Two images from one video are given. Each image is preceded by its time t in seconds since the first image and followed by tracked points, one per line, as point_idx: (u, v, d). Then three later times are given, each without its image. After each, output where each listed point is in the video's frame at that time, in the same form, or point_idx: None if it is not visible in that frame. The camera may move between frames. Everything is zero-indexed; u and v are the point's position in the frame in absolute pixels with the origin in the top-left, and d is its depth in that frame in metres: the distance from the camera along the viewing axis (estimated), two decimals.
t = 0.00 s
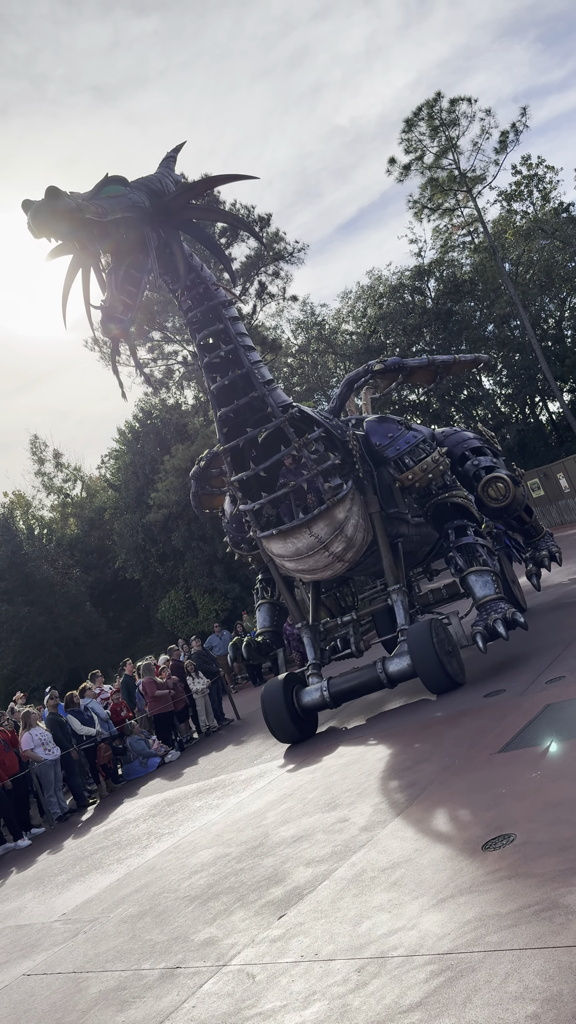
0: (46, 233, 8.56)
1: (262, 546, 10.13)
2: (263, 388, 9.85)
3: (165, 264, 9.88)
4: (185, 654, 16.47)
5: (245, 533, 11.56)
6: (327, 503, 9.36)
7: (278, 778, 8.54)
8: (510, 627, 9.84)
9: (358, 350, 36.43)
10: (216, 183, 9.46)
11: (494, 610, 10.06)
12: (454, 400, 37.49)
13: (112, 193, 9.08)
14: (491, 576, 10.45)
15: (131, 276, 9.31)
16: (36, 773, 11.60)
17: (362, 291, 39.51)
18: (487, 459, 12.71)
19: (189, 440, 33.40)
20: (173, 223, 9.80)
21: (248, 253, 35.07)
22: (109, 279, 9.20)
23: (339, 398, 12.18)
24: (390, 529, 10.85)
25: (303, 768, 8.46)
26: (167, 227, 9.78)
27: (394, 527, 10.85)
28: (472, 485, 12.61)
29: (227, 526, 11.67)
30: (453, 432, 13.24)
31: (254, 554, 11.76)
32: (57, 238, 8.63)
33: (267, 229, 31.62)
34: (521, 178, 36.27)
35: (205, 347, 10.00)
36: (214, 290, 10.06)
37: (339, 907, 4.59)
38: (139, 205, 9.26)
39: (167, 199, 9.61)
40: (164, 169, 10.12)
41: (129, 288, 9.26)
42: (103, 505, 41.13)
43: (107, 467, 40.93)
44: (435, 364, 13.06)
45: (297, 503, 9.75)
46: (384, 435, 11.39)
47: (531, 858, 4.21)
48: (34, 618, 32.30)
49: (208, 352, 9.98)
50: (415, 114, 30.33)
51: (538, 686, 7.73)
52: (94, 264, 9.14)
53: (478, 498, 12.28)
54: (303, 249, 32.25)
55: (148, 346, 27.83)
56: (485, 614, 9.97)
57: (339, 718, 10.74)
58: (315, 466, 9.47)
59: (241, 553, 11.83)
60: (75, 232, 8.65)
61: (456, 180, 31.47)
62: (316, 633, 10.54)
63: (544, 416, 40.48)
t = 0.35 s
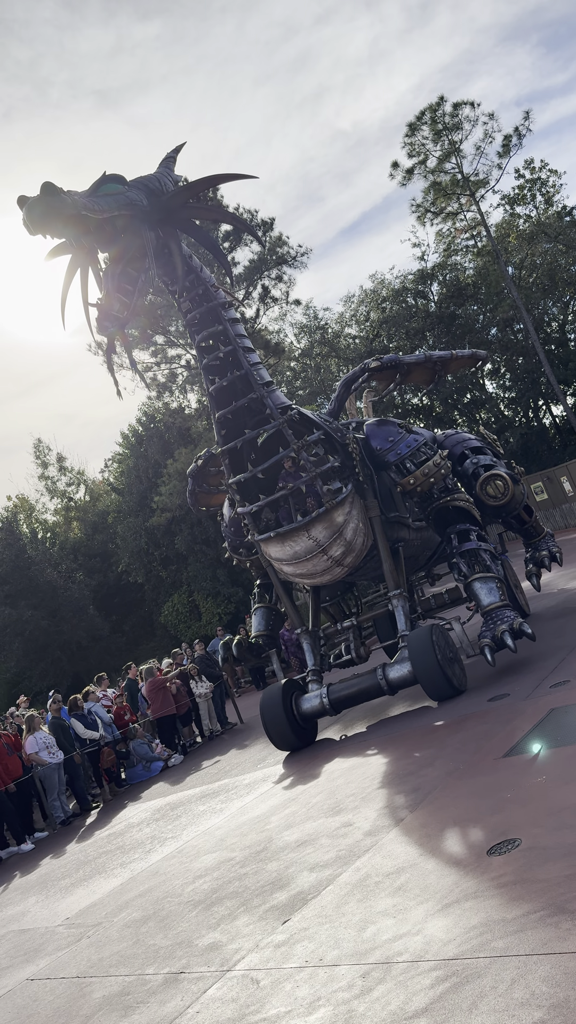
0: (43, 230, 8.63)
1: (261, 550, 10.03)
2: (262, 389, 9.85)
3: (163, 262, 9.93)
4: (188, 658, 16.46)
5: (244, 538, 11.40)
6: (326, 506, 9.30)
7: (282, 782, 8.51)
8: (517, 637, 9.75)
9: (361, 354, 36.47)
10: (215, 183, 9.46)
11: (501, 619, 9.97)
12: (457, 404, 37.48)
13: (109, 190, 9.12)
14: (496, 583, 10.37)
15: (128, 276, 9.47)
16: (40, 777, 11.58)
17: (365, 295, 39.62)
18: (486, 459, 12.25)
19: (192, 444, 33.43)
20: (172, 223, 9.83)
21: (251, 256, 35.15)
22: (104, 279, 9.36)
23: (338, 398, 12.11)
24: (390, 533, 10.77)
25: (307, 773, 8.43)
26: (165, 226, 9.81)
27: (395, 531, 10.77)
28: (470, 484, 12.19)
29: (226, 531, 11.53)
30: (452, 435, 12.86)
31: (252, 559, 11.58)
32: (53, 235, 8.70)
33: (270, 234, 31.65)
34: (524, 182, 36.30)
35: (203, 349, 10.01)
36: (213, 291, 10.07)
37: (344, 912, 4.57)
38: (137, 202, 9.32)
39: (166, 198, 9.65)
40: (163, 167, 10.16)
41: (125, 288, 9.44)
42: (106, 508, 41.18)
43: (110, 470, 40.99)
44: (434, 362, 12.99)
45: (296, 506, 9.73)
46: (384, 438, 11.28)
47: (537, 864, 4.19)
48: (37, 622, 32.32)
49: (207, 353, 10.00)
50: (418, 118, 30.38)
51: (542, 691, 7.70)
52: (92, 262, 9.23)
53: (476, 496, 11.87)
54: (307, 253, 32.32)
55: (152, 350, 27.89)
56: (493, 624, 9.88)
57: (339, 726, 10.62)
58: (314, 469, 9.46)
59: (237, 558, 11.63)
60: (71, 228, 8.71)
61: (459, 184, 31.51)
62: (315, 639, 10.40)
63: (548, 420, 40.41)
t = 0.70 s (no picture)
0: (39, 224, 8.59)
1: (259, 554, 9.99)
2: (261, 390, 9.85)
3: (162, 261, 9.94)
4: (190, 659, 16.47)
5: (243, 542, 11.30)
6: (324, 508, 9.24)
7: (284, 785, 8.49)
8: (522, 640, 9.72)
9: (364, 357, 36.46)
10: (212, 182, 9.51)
11: (505, 623, 9.96)
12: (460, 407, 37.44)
13: (106, 187, 9.13)
14: (499, 585, 10.39)
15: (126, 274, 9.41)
16: (42, 778, 11.58)
17: (369, 298, 39.67)
18: (486, 458, 12.19)
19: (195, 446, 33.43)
20: (170, 221, 9.87)
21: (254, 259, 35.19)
22: (103, 278, 9.36)
23: (335, 399, 12.03)
24: (390, 537, 10.70)
25: (309, 776, 8.42)
26: (163, 225, 9.85)
27: (394, 535, 10.70)
28: (469, 484, 12.14)
29: (225, 535, 11.42)
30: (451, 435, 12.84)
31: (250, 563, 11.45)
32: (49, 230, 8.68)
33: (274, 237, 31.64)
34: (527, 185, 36.29)
35: (202, 349, 10.06)
36: (212, 291, 10.10)
37: (346, 916, 4.56)
38: (135, 198, 9.34)
39: (164, 196, 9.69)
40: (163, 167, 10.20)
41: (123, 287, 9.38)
42: (109, 510, 41.22)
43: (113, 472, 41.03)
44: (431, 361, 12.99)
45: (294, 508, 9.71)
46: (385, 442, 11.10)
47: (539, 869, 4.18)
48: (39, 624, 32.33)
49: (206, 354, 10.04)
50: (422, 121, 30.36)
51: (545, 694, 7.69)
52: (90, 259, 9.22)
53: (474, 494, 11.86)
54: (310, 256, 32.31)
55: (155, 352, 27.91)
56: (497, 627, 9.86)
57: (339, 732, 10.50)
58: (312, 471, 9.46)
59: (233, 562, 11.60)
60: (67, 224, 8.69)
61: (463, 187, 31.51)
62: (314, 643, 10.33)
63: (551, 423, 40.34)
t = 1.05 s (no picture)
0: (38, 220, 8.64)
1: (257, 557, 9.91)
2: (260, 391, 9.81)
3: (162, 260, 9.94)
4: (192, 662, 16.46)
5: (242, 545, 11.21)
6: (323, 511, 9.18)
7: (285, 788, 8.48)
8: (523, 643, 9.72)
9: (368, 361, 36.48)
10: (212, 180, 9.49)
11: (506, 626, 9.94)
12: (464, 410, 37.40)
13: (106, 184, 9.15)
14: (501, 586, 10.44)
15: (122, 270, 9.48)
16: (44, 779, 11.57)
17: (373, 301, 39.70)
18: (485, 458, 12.19)
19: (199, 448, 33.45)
20: (169, 218, 9.84)
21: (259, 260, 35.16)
22: (102, 277, 9.39)
23: (333, 399, 11.98)
24: (390, 540, 10.65)
25: (311, 779, 8.40)
26: (163, 223, 9.83)
27: (395, 538, 10.65)
28: (469, 484, 12.13)
29: (223, 537, 11.34)
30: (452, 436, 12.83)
31: (247, 567, 11.34)
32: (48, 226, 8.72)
33: (278, 239, 31.65)
34: (533, 189, 36.30)
35: (202, 349, 10.03)
36: (212, 291, 10.05)
37: (347, 919, 4.56)
38: (135, 195, 9.32)
39: (164, 194, 9.67)
40: (164, 164, 10.18)
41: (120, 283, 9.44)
42: (112, 511, 41.27)
43: (117, 474, 41.07)
44: (428, 361, 13.03)
45: (293, 510, 9.67)
46: (386, 443, 11.00)
47: (541, 873, 4.17)
48: (41, 625, 32.32)
49: (205, 354, 10.01)
50: (428, 125, 30.40)
51: (548, 698, 7.68)
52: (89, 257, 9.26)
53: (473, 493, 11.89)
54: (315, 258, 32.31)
55: (160, 354, 27.96)
56: (499, 632, 9.82)
57: (339, 737, 10.46)
58: (311, 472, 9.43)
59: (229, 565, 11.58)
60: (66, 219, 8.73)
61: (468, 191, 31.52)
62: (313, 648, 10.28)
63: (555, 427, 40.30)
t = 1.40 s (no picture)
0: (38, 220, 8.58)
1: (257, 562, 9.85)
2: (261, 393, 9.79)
3: (163, 260, 9.91)
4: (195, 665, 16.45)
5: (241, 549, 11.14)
6: (323, 515, 9.12)
7: (287, 793, 8.46)
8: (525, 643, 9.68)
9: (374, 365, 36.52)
10: (213, 179, 9.53)
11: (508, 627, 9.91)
12: (469, 415, 37.37)
13: (106, 183, 9.13)
14: (503, 586, 10.42)
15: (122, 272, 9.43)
16: (46, 782, 11.57)
17: (379, 306, 39.75)
18: (489, 461, 12.16)
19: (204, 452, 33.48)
20: (171, 218, 9.83)
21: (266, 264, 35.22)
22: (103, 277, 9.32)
23: (333, 400, 11.91)
24: (392, 545, 10.62)
25: (313, 784, 8.38)
26: (164, 222, 9.82)
27: (397, 543, 10.63)
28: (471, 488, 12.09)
29: (222, 541, 11.28)
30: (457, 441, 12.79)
31: (246, 571, 11.25)
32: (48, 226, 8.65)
33: (285, 243, 31.72)
34: (540, 195, 36.32)
35: (203, 351, 10.05)
36: (213, 292, 10.06)
37: (350, 925, 4.54)
38: (135, 194, 9.29)
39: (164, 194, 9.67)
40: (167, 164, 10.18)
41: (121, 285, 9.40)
42: (117, 514, 41.36)
43: (122, 476, 41.14)
44: (427, 362, 12.98)
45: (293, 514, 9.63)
46: (390, 450, 10.81)
47: (544, 882, 4.15)
48: (45, 626, 32.39)
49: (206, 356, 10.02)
50: (435, 131, 30.45)
51: (552, 705, 7.66)
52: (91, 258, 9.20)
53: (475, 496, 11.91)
54: (321, 263, 32.34)
55: (166, 357, 28.02)
56: (501, 632, 9.79)
57: (342, 743, 10.43)
58: (312, 476, 9.31)
59: (228, 572, 11.46)
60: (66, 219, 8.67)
61: (475, 197, 31.54)
62: (312, 654, 10.23)
63: (560, 433, 40.26)
